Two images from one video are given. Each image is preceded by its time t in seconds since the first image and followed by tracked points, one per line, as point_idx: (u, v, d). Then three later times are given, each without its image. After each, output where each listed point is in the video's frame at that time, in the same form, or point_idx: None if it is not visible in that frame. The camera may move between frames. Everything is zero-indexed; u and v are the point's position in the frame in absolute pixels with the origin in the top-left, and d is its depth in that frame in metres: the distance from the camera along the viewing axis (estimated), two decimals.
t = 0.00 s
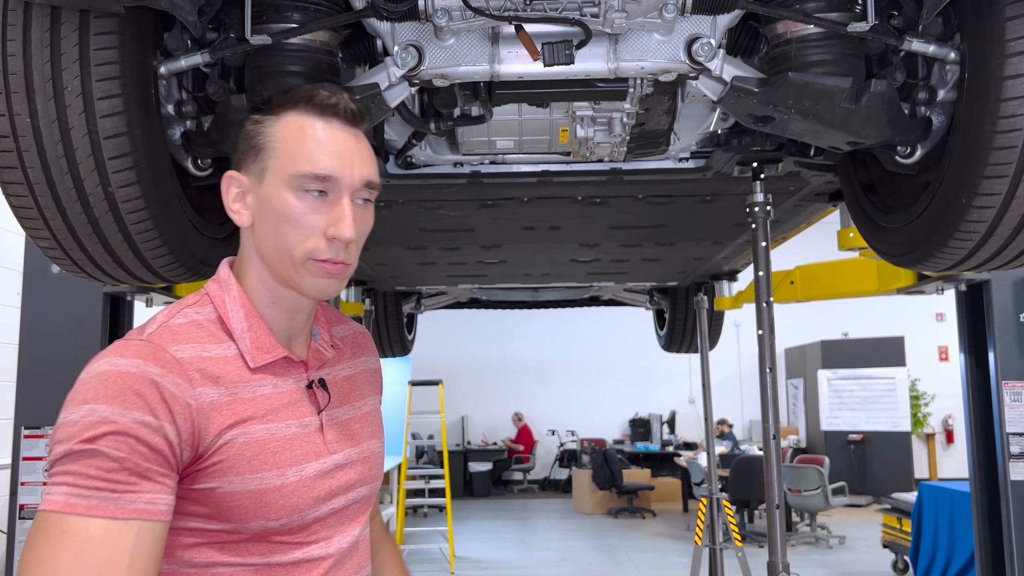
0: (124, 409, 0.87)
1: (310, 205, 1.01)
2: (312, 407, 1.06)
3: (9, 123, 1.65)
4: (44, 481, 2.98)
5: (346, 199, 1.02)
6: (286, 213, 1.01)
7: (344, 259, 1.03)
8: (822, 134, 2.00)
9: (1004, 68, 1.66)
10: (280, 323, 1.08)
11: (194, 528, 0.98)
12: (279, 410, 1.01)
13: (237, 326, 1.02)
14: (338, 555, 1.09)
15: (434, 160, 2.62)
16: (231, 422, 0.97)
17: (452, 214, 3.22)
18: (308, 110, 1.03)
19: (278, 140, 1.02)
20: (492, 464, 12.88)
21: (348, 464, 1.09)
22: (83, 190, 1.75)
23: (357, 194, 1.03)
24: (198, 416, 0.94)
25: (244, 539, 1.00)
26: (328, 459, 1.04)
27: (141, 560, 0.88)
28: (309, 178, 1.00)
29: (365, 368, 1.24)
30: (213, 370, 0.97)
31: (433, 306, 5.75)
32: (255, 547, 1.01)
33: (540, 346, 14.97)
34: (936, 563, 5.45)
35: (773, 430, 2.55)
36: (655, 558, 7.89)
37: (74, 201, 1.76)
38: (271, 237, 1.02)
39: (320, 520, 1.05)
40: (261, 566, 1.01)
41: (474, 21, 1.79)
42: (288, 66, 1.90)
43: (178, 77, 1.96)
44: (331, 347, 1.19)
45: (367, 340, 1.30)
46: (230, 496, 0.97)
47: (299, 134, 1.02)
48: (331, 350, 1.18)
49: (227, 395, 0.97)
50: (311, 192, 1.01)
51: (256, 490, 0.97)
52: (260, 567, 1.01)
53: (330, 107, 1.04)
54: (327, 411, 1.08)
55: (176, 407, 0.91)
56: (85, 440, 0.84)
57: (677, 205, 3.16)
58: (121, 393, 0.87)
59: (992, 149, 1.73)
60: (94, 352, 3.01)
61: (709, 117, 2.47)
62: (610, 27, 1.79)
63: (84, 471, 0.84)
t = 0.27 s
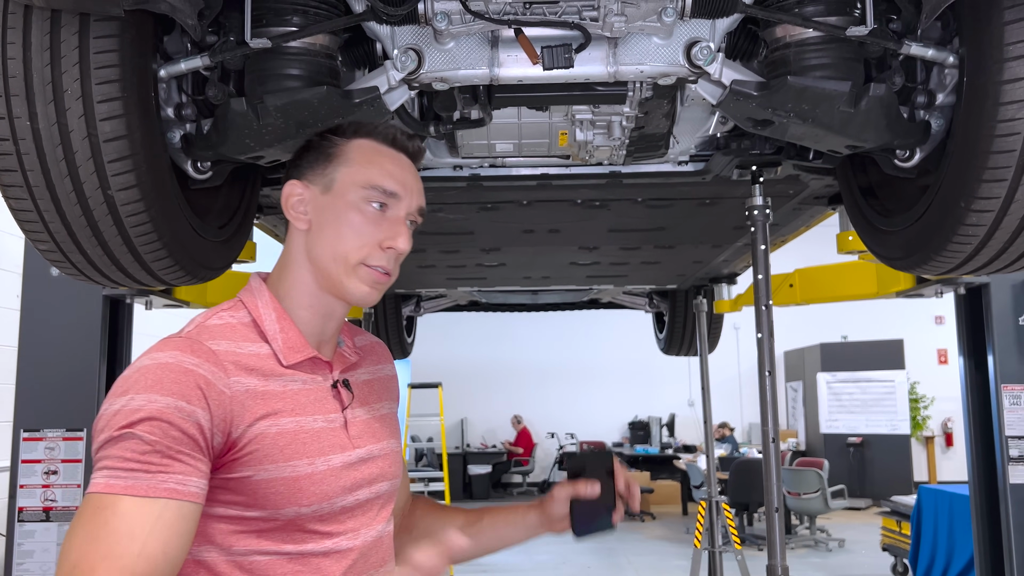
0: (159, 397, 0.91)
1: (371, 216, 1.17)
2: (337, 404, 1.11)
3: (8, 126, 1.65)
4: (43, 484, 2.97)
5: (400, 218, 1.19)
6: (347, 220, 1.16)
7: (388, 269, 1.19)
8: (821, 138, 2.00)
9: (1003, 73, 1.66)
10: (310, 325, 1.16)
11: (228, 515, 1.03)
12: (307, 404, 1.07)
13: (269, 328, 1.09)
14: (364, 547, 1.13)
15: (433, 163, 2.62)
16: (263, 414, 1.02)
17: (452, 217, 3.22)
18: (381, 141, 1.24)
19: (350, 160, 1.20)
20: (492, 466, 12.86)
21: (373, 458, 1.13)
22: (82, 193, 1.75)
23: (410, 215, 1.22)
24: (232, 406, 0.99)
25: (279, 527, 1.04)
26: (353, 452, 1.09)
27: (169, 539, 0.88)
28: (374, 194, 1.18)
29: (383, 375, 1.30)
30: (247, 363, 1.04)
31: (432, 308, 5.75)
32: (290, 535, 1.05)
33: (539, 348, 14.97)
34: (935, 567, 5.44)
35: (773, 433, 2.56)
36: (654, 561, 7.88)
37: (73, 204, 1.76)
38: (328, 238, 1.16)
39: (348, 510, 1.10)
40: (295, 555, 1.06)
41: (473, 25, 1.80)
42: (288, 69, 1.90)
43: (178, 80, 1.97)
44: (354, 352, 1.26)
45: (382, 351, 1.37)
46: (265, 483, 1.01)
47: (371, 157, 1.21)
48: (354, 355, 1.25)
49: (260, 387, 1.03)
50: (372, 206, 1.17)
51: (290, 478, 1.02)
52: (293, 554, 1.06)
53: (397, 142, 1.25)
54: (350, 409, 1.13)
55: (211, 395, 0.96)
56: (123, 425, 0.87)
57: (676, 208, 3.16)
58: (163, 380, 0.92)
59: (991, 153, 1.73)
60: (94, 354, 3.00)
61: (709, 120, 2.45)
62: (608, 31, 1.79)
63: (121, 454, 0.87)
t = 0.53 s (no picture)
0: (189, 401, 1.11)
1: (407, 240, 1.41)
2: (356, 415, 1.34)
3: (8, 128, 1.65)
4: (42, 485, 2.97)
5: (428, 241, 1.44)
6: (388, 241, 1.41)
7: (417, 289, 1.42)
8: (820, 141, 2.00)
9: (1002, 75, 1.66)
10: (342, 334, 1.42)
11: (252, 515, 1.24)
12: (329, 414, 1.29)
13: (299, 340, 1.32)
14: (377, 550, 1.36)
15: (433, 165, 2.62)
16: (289, 421, 1.24)
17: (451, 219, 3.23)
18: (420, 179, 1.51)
19: (395, 190, 1.46)
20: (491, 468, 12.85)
21: (382, 465, 1.36)
22: (81, 194, 1.74)
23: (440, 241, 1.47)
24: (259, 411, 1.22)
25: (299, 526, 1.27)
26: (368, 460, 1.32)
27: (196, 534, 1.05)
28: (409, 221, 1.43)
29: (401, 389, 1.56)
30: (276, 373, 1.26)
31: (431, 310, 5.75)
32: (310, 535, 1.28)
33: (538, 350, 14.96)
34: (934, 568, 5.44)
35: (772, 435, 2.56)
36: (653, 562, 7.87)
37: (73, 205, 1.76)
38: (366, 257, 1.40)
39: (360, 513, 1.33)
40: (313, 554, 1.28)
41: (473, 27, 1.80)
42: (288, 71, 1.90)
43: (177, 82, 1.96)
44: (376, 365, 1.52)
45: (400, 368, 1.63)
46: (290, 485, 1.24)
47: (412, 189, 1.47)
48: (375, 368, 1.51)
49: (286, 395, 1.26)
50: (407, 230, 1.42)
51: (311, 480, 1.25)
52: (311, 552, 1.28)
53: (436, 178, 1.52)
54: (367, 420, 1.37)
55: (238, 401, 1.18)
56: (156, 429, 1.07)
57: (675, 210, 3.17)
58: (193, 385, 1.13)
59: (990, 155, 1.73)
60: (94, 355, 3.00)
61: (708, 122, 2.46)
62: (608, 33, 1.79)
63: (156, 457, 1.06)
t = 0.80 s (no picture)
0: (209, 395, 1.15)
1: (378, 228, 1.41)
2: (364, 411, 1.36)
3: (7, 127, 1.65)
4: (40, 485, 2.96)
5: (402, 226, 1.43)
6: (359, 232, 1.41)
7: (395, 276, 1.41)
8: (820, 141, 2.00)
9: (1001, 76, 1.66)
10: (343, 334, 1.42)
11: (267, 506, 1.26)
12: (339, 409, 1.31)
13: (305, 335, 1.35)
14: (383, 543, 1.36)
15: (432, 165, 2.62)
16: (299, 414, 1.26)
17: (451, 219, 3.23)
18: (385, 162, 1.49)
19: (361, 178, 1.45)
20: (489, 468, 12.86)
21: (390, 460, 1.37)
22: (80, 194, 1.74)
23: (414, 223, 1.45)
24: (272, 404, 1.23)
25: (308, 518, 1.28)
26: (377, 455, 1.33)
27: (233, 521, 1.12)
28: (378, 209, 1.42)
29: (410, 387, 1.58)
30: (286, 370, 1.28)
31: (430, 310, 5.74)
32: (317, 526, 1.29)
33: (537, 350, 14.97)
34: (933, 569, 5.44)
35: (771, 436, 2.55)
36: (651, 563, 7.87)
37: (72, 205, 1.76)
38: (341, 252, 1.41)
39: (368, 508, 1.33)
40: (319, 545, 1.29)
41: (473, 27, 1.80)
42: (288, 71, 1.90)
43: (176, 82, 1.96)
44: (384, 363, 1.54)
45: (413, 366, 1.65)
46: (298, 476, 1.25)
47: (377, 173, 1.45)
48: (383, 366, 1.52)
49: (297, 389, 1.27)
50: (377, 218, 1.42)
51: (319, 473, 1.26)
52: (317, 544, 1.29)
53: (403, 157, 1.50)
54: (375, 416, 1.39)
55: (254, 395, 1.21)
56: (182, 426, 1.11)
57: (674, 211, 3.17)
58: (211, 381, 1.17)
59: (989, 156, 1.73)
60: (92, 355, 3.00)
61: (707, 123, 2.47)
62: (607, 33, 1.79)
63: (185, 452, 1.11)
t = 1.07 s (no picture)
0: (212, 399, 1.15)
1: (359, 225, 1.42)
2: (366, 410, 1.36)
3: (6, 125, 1.65)
4: (39, 484, 2.96)
5: (384, 220, 1.44)
6: (341, 232, 1.42)
7: (382, 272, 1.40)
8: (819, 141, 2.00)
9: (1001, 76, 1.66)
10: (344, 336, 1.43)
11: (270, 507, 1.27)
12: (341, 408, 1.31)
13: (306, 336, 1.35)
14: (388, 542, 1.36)
15: (432, 164, 2.62)
16: (301, 415, 1.26)
17: (450, 218, 3.23)
18: (364, 159, 1.50)
19: (339, 178, 1.47)
20: (488, 467, 12.86)
21: (394, 460, 1.37)
22: (80, 192, 1.74)
23: (395, 216, 1.45)
24: (273, 405, 1.24)
25: (311, 518, 1.28)
26: (380, 454, 1.33)
27: (238, 523, 1.12)
28: (358, 205, 1.44)
29: (415, 385, 1.58)
30: (287, 371, 1.28)
31: (429, 310, 5.74)
32: (320, 525, 1.29)
33: (536, 350, 14.97)
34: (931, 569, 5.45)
35: (770, 435, 2.55)
36: (650, 562, 7.87)
37: (72, 203, 1.76)
38: (326, 252, 1.43)
39: (372, 507, 1.33)
40: (323, 544, 1.29)
41: (473, 26, 1.80)
42: (287, 69, 1.90)
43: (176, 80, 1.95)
44: (387, 362, 1.54)
45: (417, 365, 1.65)
46: (300, 476, 1.25)
47: (354, 171, 1.47)
48: (386, 365, 1.53)
49: (299, 391, 1.27)
50: (358, 215, 1.43)
51: (321, 472, 1.26)
52: (321, 544, 1.29)
53: (380, 151, 1.51)
54: (377, 415, 1.39)
55: (255, 397, 1.21)
56: (186, 429, 1.12)
57: (674, 210, 3.17)
58: (213, 384, 1.17)
59: (989, 155, 1.74)
60: (91, 354, 3.00)
61: (707, 123, 2.46)
62: (608, 33, 1.79)
63: (189, 454, 1.11)
